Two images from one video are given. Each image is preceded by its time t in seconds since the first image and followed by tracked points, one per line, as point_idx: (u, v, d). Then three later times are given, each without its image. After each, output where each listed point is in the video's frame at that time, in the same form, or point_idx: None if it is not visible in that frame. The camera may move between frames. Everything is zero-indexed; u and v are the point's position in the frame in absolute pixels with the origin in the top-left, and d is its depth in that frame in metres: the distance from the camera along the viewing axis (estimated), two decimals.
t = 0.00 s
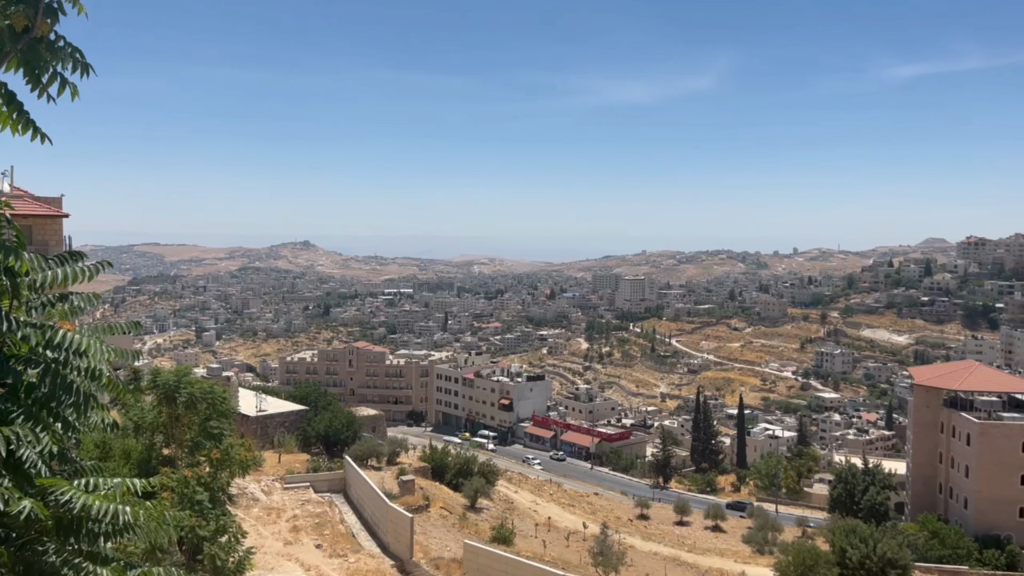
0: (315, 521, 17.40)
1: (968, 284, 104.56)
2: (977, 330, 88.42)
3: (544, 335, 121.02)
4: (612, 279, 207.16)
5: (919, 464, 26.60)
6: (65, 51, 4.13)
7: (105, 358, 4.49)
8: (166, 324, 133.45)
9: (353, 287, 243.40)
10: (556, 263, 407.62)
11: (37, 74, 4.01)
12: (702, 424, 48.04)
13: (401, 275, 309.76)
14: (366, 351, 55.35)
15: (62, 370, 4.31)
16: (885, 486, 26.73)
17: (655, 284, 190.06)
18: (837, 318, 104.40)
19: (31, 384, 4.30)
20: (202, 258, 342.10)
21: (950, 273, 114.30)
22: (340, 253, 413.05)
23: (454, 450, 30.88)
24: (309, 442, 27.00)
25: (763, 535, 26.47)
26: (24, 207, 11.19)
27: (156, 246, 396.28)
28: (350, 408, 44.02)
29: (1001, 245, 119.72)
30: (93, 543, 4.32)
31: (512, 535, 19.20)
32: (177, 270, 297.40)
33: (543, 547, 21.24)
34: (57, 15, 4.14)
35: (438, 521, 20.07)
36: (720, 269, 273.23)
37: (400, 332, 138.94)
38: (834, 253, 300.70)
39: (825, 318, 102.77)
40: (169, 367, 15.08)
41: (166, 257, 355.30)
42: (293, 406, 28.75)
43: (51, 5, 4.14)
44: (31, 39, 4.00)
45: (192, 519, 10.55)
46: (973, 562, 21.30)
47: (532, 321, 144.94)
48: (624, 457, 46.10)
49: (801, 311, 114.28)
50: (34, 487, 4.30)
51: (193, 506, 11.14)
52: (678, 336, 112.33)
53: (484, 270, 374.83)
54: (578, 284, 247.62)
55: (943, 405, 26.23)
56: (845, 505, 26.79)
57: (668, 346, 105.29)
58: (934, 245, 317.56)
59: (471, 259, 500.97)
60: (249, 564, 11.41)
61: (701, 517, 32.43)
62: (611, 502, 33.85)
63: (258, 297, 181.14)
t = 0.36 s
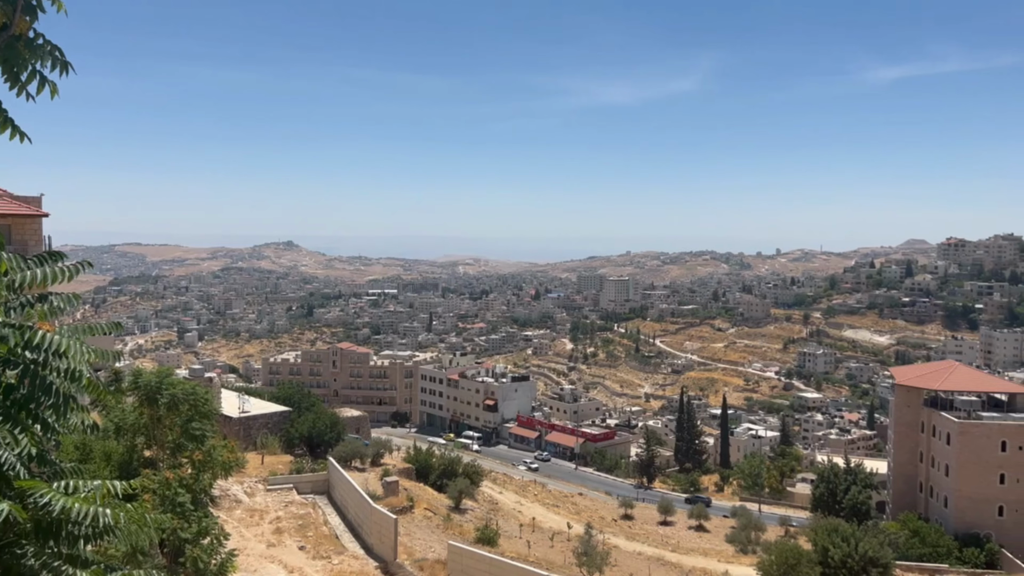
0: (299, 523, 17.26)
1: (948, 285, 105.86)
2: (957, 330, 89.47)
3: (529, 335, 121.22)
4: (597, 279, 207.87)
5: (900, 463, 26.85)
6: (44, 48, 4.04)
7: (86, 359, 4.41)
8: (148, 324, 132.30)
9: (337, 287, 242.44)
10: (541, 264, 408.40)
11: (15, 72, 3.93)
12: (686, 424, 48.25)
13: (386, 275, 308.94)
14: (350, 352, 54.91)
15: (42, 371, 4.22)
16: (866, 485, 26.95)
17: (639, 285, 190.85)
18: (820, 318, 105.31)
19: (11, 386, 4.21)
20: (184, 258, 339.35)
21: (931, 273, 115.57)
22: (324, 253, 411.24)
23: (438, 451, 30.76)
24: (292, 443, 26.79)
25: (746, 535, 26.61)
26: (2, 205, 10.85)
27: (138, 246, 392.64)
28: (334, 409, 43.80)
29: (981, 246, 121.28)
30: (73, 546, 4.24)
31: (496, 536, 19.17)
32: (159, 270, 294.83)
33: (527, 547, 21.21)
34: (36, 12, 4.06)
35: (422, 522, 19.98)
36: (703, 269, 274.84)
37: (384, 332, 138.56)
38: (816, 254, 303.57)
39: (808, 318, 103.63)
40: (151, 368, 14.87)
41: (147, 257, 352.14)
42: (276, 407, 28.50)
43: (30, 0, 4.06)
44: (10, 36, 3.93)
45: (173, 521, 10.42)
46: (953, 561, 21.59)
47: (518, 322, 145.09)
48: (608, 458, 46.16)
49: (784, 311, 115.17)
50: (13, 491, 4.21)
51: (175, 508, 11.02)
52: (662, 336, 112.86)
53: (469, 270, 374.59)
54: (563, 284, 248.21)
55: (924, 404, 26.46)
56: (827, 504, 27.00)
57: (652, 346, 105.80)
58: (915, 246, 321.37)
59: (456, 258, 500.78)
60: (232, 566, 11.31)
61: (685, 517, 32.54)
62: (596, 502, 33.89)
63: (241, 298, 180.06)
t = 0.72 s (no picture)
0: (279, 524, 17.10)
1: (924, 286, 107.29)
2: (933, 331, 90.78)
3: (510, 336, 121.23)
4: (579, 280, 208.74)
5: (878, 462, 27.17)
6: (18, 47, 3.96)
7: (62, 361, 4.33)
8: (125, 326, 130.66)
9: (318, 288, 241.09)
10: (523, 265, 409.04)
11: None
12: (667, 424, 48.51)
13: (367, 276, 307.76)
14: (331, 353, 54.41)
15: (17, 373, 4.13)
16: (844, 484, 27.23)
17: (620, 286, 191.91)
18: (799, 319, 106.41)
19: None
20: (162, 258, 335.60)
21: (908, 275, 117.16)
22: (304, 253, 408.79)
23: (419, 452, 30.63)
24: (272, 445, 26.51)
25: (726, 534, 26.79)
26: None
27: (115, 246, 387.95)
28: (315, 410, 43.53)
29: (956, 247, 122.95)
30: (50, 551, 4.16)
31: (478, 537, 19.14)
32: (137, 270, 291.24)
33: (509, 548, 21.18)
34: (11, 9, 3.97)
35: (402, 523, 19.87)
36: (684, 270, 276.85)
37: (366, 333, 138.00)
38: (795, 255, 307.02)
39: (787, 319, 104.68)
40: (129, 369, 14.64)
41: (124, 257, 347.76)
42: (256, 408, 28.21)
43: None
44: None
45: (151, 524, 10.26)
46: (930, 558, 21.90)
47: (499, 322, 145.12)
48: (590, 458, 46.24)
49: (763, 312, 116.11)
50: None
51: (154, 510, 10.89)
52: (643, 336, 113.49)
53: (451, 271, 374.58)
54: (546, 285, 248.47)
55: (901, 404, 26.77)
56: (806, 503, 27.24)
57: (633, 346, 106.35)
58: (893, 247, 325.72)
59: (437, 258, 499.55)
60: (211, 569, 11.15)
61: (665, 517, 32.69)
62: (577, 503, 33.91)
63: (220, 298, 178.42)
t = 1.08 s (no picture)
0: (256, 527, 16.91)
1: (898, 286, 108.83)
2: (907, 331, 92.22)
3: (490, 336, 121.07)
4: (558, 280, 209.20)
5: (853, 461, 27.51)
6: None
7: (35, 362, 4.25)
8: (99, 327, 128.45)
9: (296, 288, 239.07)
10: (502, 265, 409.04)
11: None
12: (645, 424, 48.75)
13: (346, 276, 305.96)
14: (308, 355, 53.96)
15: None
16: (820, 483, 27.52)
17: (599, 286, 192.68)
18: (776, 319, 107.48)
19: None
20: (136, 258, 330.66)
21: (882, 275, 118.89)
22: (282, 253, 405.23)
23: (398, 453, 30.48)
24: (249, 447, 26.23)
25: (704, 533, 26.98)
26: None
27: (88, 245, 381.37)
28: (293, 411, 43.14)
29: (930, 249, 124.82)
30: (22, 555, 4.08)
31: (457, 538, 19.09)
32: (111, 270, 286.63)
33: (488, 548, 21.15)
34: None
35: (381, 525, 19.75)
36: (663, 271, 278.61)
37: (344, 334, 137.10)
38: (772, 256, 310.46)
39: (764, 319, 105.71)
40: (103, 371, 14.40)
41: (98, 257, 342.17)
42: (233, 410, 27.90)
43: None
44: None
45: (126, 526, 10.08)
46: (903, 555, 22.21)
47: (479, 323, 145.01)
48: (569, 458, 46.31)
49: (741, 312, 117.08)
50: None
51: (128, 513, 10.71)
52: (622, 337, 113.98)
53: (430, 271, 373.75)
54: (525, 285, 248.59)
55: (876, 403, 27.12)
56: (783, 502, 27.51)
57: (612, 346, 106.80)
58: (868, 248, 330.45)
59: (417, 258, 497.82)
60: (187, 572, 10.98)
61: (644, 516, 32.83)
62: (556, 503, 33.94)
63: (196, 299, 176.11)
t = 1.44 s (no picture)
0: (231, 529, 16.72)
1: (871, 287, 110.47)
2: (879, 330, 93.66)
3: (468, 337, 120.86)
4: (536, 281, 209.53)
5: (827, 459, 27.85)
6: None
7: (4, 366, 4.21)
8: (70, 329, 126.15)
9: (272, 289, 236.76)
10: (480, 266, 408.68)
11: None
12: (623, 424, 49.04)
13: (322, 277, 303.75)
14: (284, 355, 53.33)
15: None
16: (795, 481, 27.82)
17: (577, 286, 193.26)
18: (751, 319, 108.56)
19: None
20: (108, 258, 325.29)
21: (855, 276, 120.60)
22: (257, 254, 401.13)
23: (375, 454, 30.31)
24: (224, 449, 26.11)
25: (681, 532, 27.15)
26: None
27: (58, 245, 374.49)
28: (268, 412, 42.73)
29: (902, 249, 126.82)
30: None
31: (435, 539, 19.02)
32: (82, 271, 281.67)
33: (466, 549, 21.11)
34: None
35: (358, 526, 19.62)
36: (640, 272, 280.22)
37: (321, 335, 136.07)
38: (747, 257, 313.73)
39: (739, 319, 106.74)
40: (75, 373, 14.15)
41: (68, 257, 336.11)
42: (207, 412, 27.53)
43: None
44: None
45: (98, 530, 9.94)
46: (876, 552, 22.58)
47: (456, 323, 144.73)
48: (547, 458, 46.35)
49: (717, 312, 118.10)
50: None
51: (100, 517, 10.56)
52: (599, 337, 114.39)
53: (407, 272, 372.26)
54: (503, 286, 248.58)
55: (850, 402, 27.50)
56: (758, 501, 27.76)
57: (590, 346, 107.18)
58: (842, 249, 335.66)
59: (394, 258, 495.88)
60: None
61: (621, 515, 32.99)
62: (534, 503, 33.98)
63: (170, 300, 173.61)
